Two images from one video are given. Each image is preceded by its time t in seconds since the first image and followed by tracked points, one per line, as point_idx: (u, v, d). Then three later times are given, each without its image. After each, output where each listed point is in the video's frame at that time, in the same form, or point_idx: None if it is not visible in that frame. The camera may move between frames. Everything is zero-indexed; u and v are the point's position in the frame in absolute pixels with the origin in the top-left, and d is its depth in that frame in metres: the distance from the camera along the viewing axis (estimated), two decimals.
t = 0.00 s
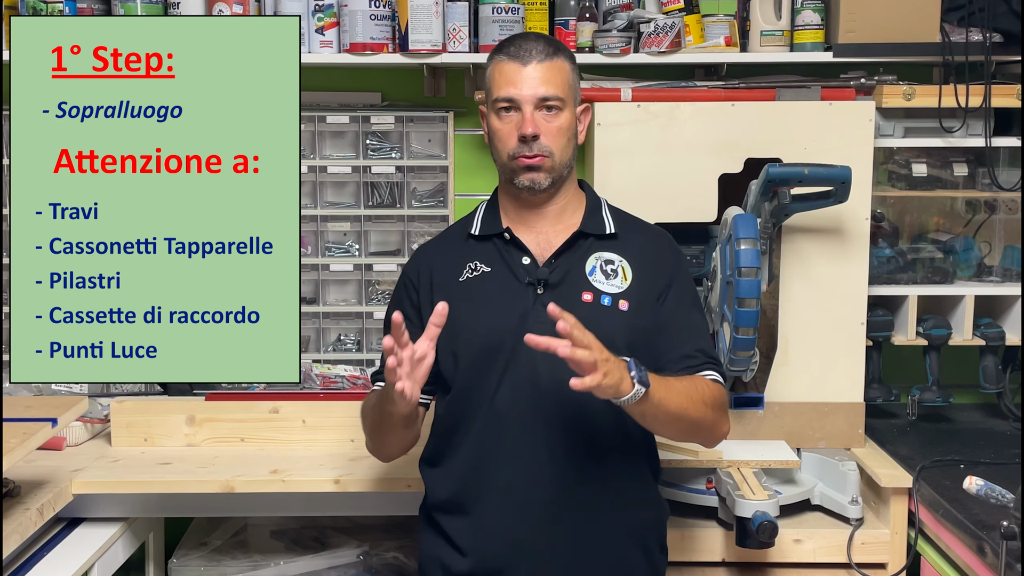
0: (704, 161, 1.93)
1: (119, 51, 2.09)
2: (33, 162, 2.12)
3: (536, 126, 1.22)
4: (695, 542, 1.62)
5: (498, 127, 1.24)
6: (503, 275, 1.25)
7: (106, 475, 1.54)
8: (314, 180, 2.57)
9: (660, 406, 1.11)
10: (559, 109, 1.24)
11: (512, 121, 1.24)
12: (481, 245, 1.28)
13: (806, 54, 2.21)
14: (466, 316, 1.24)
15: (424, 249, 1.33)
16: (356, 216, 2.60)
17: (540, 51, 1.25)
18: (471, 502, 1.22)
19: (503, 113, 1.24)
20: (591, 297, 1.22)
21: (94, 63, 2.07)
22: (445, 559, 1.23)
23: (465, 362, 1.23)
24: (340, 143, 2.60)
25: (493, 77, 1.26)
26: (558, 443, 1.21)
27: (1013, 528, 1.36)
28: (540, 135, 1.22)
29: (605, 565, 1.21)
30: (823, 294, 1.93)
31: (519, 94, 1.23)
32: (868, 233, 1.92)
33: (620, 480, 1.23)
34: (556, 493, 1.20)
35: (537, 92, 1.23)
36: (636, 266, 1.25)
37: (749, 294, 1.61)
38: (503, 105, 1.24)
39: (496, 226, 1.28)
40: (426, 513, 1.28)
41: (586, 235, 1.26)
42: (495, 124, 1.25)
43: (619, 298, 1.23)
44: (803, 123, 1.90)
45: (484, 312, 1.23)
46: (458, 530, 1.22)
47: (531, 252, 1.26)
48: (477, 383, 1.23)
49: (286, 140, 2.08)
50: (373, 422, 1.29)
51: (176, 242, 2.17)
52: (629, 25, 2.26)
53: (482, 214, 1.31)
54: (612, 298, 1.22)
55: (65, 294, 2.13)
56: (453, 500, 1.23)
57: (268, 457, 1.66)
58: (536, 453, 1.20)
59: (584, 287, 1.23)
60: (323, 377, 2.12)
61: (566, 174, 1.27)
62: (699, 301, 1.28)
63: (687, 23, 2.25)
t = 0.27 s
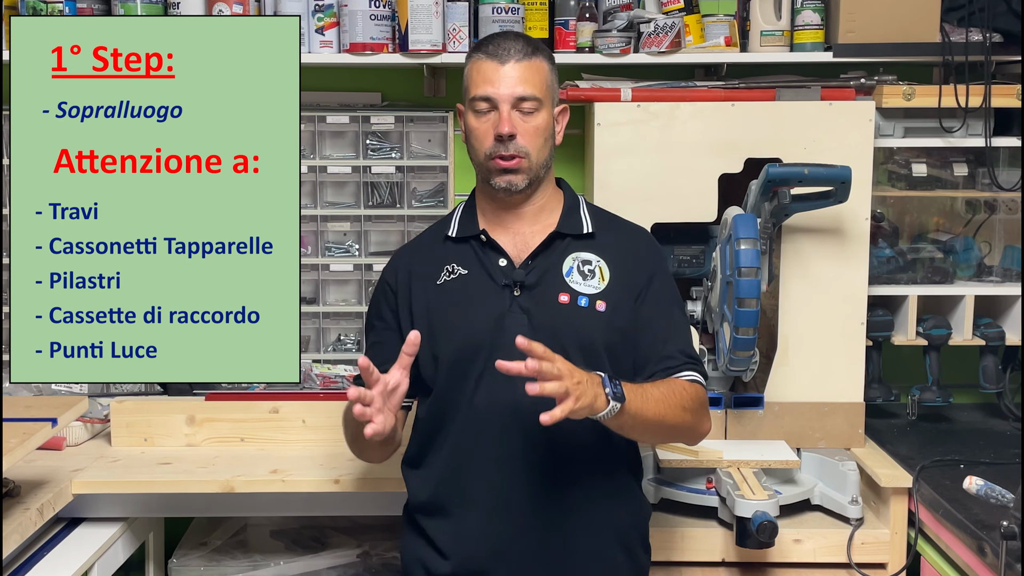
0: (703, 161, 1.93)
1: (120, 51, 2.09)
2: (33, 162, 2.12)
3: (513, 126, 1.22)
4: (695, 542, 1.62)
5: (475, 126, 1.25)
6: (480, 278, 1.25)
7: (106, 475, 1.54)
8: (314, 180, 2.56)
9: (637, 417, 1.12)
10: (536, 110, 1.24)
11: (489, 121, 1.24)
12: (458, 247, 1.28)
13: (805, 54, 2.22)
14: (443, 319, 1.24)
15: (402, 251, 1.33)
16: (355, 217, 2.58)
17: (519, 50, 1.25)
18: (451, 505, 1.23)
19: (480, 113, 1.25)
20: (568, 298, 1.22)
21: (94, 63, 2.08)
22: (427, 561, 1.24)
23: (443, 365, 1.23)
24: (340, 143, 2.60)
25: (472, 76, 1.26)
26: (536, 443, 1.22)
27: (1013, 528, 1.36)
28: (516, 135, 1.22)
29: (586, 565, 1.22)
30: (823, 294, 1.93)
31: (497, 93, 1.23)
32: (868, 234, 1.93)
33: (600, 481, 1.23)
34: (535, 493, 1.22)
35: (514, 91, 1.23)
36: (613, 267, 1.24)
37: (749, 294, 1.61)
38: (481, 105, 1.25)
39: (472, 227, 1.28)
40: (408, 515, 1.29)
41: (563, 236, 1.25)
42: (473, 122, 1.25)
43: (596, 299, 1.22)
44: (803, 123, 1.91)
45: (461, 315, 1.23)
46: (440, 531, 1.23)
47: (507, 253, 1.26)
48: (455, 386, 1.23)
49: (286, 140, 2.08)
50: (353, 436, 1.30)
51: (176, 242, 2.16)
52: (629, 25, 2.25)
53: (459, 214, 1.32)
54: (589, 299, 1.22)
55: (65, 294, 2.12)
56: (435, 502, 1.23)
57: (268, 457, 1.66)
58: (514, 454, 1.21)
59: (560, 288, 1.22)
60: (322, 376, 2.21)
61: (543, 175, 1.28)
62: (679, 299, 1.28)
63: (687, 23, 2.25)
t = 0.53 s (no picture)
0: (704, 161, 1.93)
1: (119, 51, 2.09)
2: (33, 163, 2.12)
3: (501, 128, 1.22)
4: (695, 542, 1.62)
5: (463, 126, 1.24)
6: (465, 278, 1.25)
7: (106, 475, 1.54)
8: (314, 180, 2.50)
9: (622, 418, 1.10)
10: (524, 112, 1.24)
11: (477, 122, 1.24)
12: (445, 246, 1.28)
13: (806, 55, 2.21)
14: (428, 318, 1.24)
15: (389, 249, 1.34)
16: (355, 217, 2.51)
17: (509, 52, 1.25)
18: (438, 506, 1.23)
19: (469, 113, 1.24)
20: (553, 298, 1.22)
21: (94, 63, 2.07)
22: (413, 560, 1.25)
23: (429, 365, 1.23)
24: (340, 143, 2.54)
25: (461, 76, 1.26)
26: (522, 445, 1.21)
27: (1013, 528, 1.36)
28: (504, 137, 1.22)
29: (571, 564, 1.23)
30: (823, 294, 1.93)
31: (486, 94, 1.23)
32: (867, 234, 1.93)
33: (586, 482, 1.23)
34: (521, 496, 1.21)
35: (503, 93, 1.23)
36: (599, 267, 1.25)
37: (749, 294, 1.61)
38: (469, 106, 1.24)
39: (459, 227, 1.28)
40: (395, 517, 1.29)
41: (549, 236, 1.26)
42: (461, 122, 1.24)
43: (582, 300, 1.23)
44: (803, 123, 1.91)
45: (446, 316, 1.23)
46: (426, 531, 1.23)
47: (493, 253, 1.26)
48: (440, 385, 1.24)
49: (286, 140, 2.08)
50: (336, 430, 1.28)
51: (176, 242, 2.16)
52: (629, 25, 2.25)
53: (446, 214, 1.32)
54: (574, 300, 1.23)
55: (65, 294, 2.13)
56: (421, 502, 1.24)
57: (268, 457, 1.66)
58: (499, 456, 1.20)
59: (546, 289, 1.23)
60: (323, 377, 2.34)
61: (529, 177, 1.28)
62: (664, 299, 1.28)
63: (687, 23, 2.25)
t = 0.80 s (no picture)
0: (704, 161, 1.93)
1: (120, 51, 2.09)
2: (33, 163, 2.12)
3: (501, 126, 1.22)
4: (695, 542, 1.62)
5: (461, 124, 1.24)
6: (458, 280, 1.25)
7: (107, 475, 1.54)
8: (314, 180, 2.44)
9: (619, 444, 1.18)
10: (523, 111, 1.24)
11: (476, 119, 1.24)
12: (436, 248, 1.28)
13: (806, 55, 2.21)
14: (420, 321, 1.24)
15: (379, 249, 1.32)
16: (355, 217, 2.45)
17: (508, 51, 1.25)
18: (430, 508, 1.25)
19: (467, 111, 1.24)
20: (547, 302, 1.23)
21: (94, 63, 2.08)
22: (406, 564, 1.28)
23: (421, 367, 1.23)
24: (340, 143, 2.48)
25: (459, 73, 1.25)
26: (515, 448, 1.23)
27: (1013, 528, 1.36)
28: (503, 135, 1.23)
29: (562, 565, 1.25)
30: (823, 294, 1.93)
31: (485, 92, 1.23)
32: (867, 234, 1.93)
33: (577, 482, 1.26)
34: (513, 497, 1.24)
35: (502, 91, 1.23)
36: (592, 270, 1.25)
37: (749, 294, 1.60)
38: (468, 103, 1.24)
39: (451, 229, 1.28)
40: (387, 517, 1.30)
41: (542, 239, 1.26)
42: (459, 120, 1.24)
43: (575, 303, 1.24)
44: (803, 124, 1.91)
45: (439, 319, 1.23)
46: (419, 533, 1.26)
47: (486, 256, 1.26)
48: (433, 388, 1.24)
49: (286, 140, 2.07)
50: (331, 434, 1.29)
51: (176, 242, 2.16)
52: (629, 25, 2.25)
53: (438, 214, 1.31)
54: (568, 303, 1.23)
55: (65, 294, 2.14)
56: (413, 504, 1.26)
57: (269, 457, 1.66)
58: (491, 458, 1.23)
59: (539, 292, 1.23)
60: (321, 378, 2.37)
61: (525, 176, 1.28)
62: (658, 302, 1.29)
63: (687, 23, 2.25)
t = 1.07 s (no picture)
0: (704, 161, 1.93)
1: (119, 52, 2.23)
2: (32, 161, 2.24)
3: (505, 124, 1.22)
4: (695, 542, 1.62)
5: (461, 123, 1.24)
6: (451, 280, 1.25)
7: (107, 475, 1.54)
8: (314, 180, 2.35)
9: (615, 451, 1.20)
10: (524, 112, 1.25)
11: (477, 118, 1.24)
12: (428, 248, 1.28)
13: (805, 55, 2.21)
14: (412, 321, 1.24)
15: (370, 249, 1.32)
16: (356, 217, 2.37)
17: (508, 51, 1.26)
18: (423, 509, 1.25)
19: (468, 110, 1.24)
20: (540, 302, 1.23)
21: (94, 63, 2.24)
22: (396, 564, 1.28)
23: (414, 368, 1.23)
24: (340, 143, 2.38)
25: (458, 71, 1.26)
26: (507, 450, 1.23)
27: (1012, 528, 1.36)
28: (506, 133, 1.23)
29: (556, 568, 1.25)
30: (823, 294, 1.93)
31: (487, 91, 1.23)
32: (867, 234, 1.93)
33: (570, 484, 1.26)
34: (506, 498, 1.24)
35: (504, 90, 1.24)
36: (585, 270, 1.26)
37: (749, 294, 1.60)
38: (469, 101, 1.24)
39: (444, 229, 1.28)
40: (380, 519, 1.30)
41: (536, 239, 1.27)
42: (460, 119, 1.24)
43: (568, 303, 1.24)
44: (803, 124, 1.91)
45: (431, 319, 1.23)
46: (412, 534, 1.26)
47: (478, 256, 1.26)
48: (425, 389, 1.24)
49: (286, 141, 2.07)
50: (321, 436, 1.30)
51: (176, 242, 2.30)
52: (629, 25, 2.25)
53: (430, 214, 1.31)
54: (561, 304, 1.24)
55: (63, 294, 2.30)
56: (407, 505, 1.26)
57: (269, 457, 1.66)
58: (484, 459, 1.23)
59: (533, 293, 1.24)
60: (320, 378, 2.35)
61: (522, 178, 1.28)
62: (650, 303, 1.31)
63: (687, 23, 2.25)
